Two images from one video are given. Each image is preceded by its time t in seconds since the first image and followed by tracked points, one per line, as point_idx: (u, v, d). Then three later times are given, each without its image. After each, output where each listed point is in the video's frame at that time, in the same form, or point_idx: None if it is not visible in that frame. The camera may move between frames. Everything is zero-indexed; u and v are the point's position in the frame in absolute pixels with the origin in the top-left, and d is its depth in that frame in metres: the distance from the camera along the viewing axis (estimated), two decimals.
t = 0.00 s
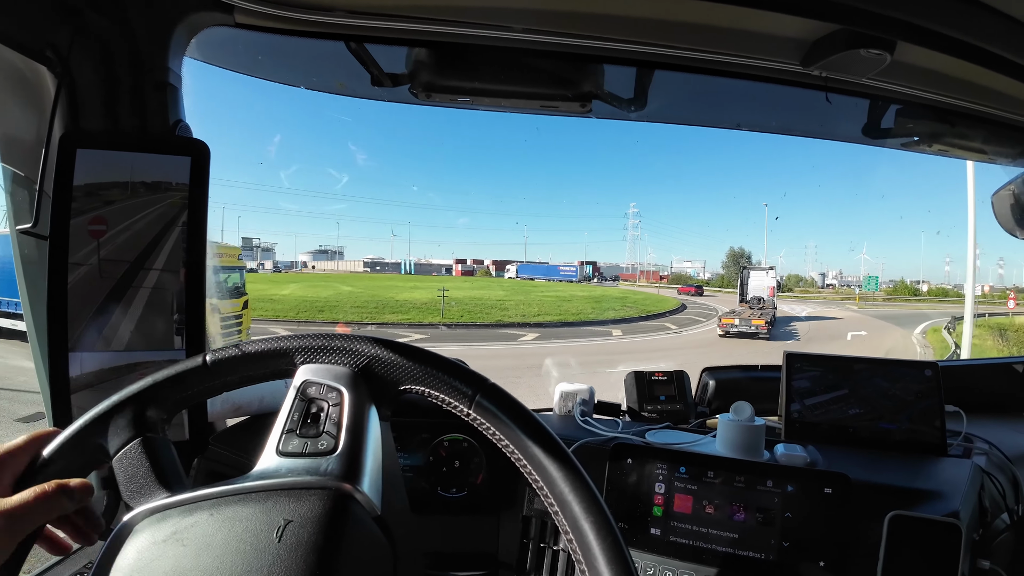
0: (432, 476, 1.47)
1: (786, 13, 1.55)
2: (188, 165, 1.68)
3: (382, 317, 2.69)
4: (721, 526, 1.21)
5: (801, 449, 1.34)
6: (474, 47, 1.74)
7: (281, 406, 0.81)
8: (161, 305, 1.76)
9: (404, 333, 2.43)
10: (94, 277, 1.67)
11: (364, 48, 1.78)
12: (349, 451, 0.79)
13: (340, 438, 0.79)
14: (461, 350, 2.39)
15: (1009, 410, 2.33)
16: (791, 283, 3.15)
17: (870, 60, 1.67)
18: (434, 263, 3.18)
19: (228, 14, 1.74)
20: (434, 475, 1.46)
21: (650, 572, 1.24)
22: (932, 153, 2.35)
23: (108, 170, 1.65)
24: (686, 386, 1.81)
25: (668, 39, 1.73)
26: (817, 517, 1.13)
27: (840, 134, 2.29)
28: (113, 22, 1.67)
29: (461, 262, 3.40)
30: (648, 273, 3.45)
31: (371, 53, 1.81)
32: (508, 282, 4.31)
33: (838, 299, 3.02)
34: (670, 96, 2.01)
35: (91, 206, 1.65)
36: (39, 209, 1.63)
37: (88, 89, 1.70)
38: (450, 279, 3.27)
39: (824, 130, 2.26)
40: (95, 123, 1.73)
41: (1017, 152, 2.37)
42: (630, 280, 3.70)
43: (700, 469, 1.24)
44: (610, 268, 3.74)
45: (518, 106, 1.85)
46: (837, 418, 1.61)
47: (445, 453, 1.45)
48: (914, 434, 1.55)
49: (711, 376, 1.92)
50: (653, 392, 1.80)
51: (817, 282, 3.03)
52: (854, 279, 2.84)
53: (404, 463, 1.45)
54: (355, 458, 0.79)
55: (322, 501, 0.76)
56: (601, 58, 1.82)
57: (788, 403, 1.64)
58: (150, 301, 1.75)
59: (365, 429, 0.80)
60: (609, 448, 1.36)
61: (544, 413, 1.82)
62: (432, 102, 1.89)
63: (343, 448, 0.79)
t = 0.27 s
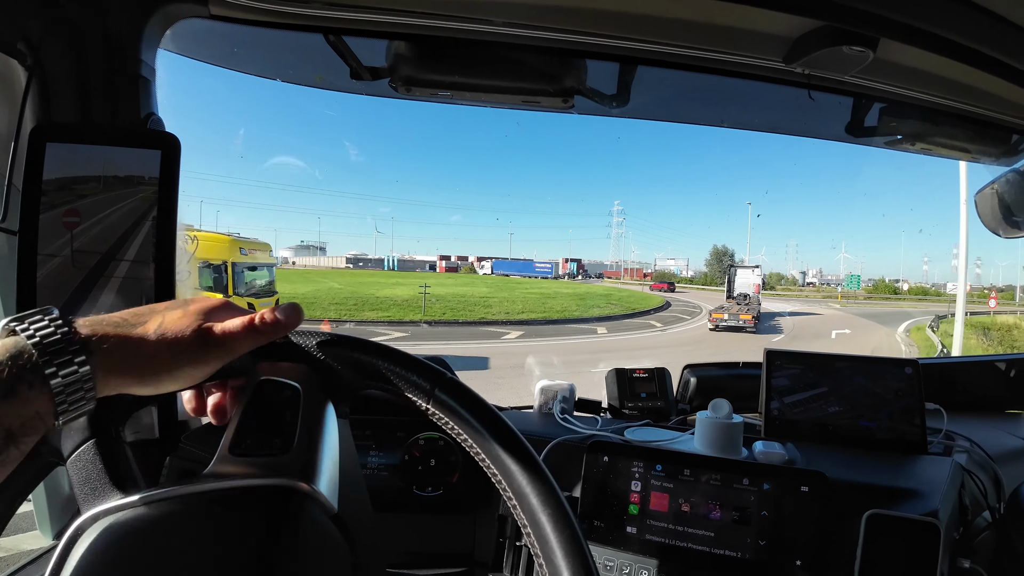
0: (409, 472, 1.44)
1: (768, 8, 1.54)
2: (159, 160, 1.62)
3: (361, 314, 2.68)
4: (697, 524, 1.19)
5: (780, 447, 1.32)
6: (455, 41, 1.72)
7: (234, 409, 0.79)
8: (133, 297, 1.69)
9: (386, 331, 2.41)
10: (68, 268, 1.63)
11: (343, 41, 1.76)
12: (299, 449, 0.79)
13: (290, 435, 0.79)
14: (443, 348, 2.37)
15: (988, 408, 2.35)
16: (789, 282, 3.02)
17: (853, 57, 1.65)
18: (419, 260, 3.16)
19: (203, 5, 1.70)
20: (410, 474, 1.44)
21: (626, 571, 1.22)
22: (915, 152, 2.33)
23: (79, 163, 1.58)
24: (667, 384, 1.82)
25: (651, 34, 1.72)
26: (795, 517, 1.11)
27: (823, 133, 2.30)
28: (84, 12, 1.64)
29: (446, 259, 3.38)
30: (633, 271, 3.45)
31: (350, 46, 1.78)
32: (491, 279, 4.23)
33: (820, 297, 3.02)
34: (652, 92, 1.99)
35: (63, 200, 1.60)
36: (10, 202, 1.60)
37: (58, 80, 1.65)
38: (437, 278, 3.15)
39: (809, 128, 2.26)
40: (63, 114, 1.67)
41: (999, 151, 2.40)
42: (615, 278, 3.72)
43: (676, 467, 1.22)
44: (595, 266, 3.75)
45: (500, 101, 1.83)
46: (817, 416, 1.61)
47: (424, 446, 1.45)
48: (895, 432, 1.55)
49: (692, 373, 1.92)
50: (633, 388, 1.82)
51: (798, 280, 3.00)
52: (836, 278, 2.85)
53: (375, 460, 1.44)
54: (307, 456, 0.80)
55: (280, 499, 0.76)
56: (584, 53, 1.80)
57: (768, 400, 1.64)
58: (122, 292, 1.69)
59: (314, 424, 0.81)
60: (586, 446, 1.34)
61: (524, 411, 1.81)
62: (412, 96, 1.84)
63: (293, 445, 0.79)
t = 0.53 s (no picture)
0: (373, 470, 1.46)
1: None
2: (109, 145, 1.53)
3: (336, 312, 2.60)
4: (672, 523, 1.13)
5: (758, 442, 1.28)
6: (424, 23, 1.65)
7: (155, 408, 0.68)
8: (83, 284, 1.57)
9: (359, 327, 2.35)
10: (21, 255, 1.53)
11: (307, 24, 1.66)
12: (229, 455, 1.02)
13: (220, 441, 1.03)
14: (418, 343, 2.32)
15: (969, 401, 2.34)
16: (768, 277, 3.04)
17: (834, 42, 1.60)
18: (398, 255, 3.09)
19: None
20: (375, 474, 1.45)
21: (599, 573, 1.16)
22: (897, 142, 2.32)
23: (29, 150, 1.50)
24: (646, 376, 1.80)
25: (628, 17, 1.67)
26: (772, 515, 1.05)
27: (806, 123, 2.26)
28: None
29: (425, 254, 3.30)
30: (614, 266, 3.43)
31: (315, 29, 1.69)
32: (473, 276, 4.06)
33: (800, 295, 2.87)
34: (630, 80, 1.94)
35: (13, 185, 1.51)
36: None
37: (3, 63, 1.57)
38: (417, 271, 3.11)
39: (790, 118, 2.22)
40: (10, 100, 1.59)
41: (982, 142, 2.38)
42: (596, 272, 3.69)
43: (650, 464, 1.16)
44: (577, 261, 3.71)
45: (471, 87, 1.77)
46: (797, 409, 1.57)
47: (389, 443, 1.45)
48: (877, 425, 1.50)
49: (671, 366, 1.88)
50: (610, 382, 1.81)
51: (777, 277, 2.96)
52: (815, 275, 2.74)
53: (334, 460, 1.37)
54: (236, 462, 1.02)
55: (213, 494, 0.95)
56: (559, 37, 1.74)
57: (746, 394, 1.60)
58: (67, 280, 1.56)
59: (242, 434, 1.07)
60: (557, 442, 1.28)
61: (498, 407, 1.75)
62: (381, 81, 1.79)
63: (220, 451, 1.02)
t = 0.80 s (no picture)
0: (361, 465, 1.44)
1: None
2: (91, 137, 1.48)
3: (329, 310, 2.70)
4: (661, 519, 1.13)
5: (745, 438, 1.29)
6: (414, 15, 1.62)
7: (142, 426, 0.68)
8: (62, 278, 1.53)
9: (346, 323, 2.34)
10: None
11: (294, 13, 1.61)
12: (208, 453, 1.00)
13: (200, 438, 1.02)
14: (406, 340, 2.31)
15: (949, 397, 2.38)
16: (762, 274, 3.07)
17: (824, 40, 1.61)
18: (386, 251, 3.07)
19: None
20: (363, 471, 1.43)
21: (588, 569, 1.15)
22: (884, 142, 2.35)
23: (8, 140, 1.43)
24: (634, 373, 1.80)
25: (619, 12, 1.66)
26: (760, 510, 1.06)
27: (793, 121, 2.28)
28: None
29: (411, 250, 3.28)
30: (598, 262, 3.50)
31: (302, 19, 1.65)
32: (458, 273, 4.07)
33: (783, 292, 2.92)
34: (622, 76, 1.94)
35: None
36: None
37: None
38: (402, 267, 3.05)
39: (778, 117, 2.24)
40: None
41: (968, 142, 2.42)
42: (581, 269, 3.73)
43: (639, 460, 1.16)
44: (562, 258, 3.73)
45: (460, 80, 1.76)
46: (784, 406, 1.58)
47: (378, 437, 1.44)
48: (862, 422, 1.52)
49: (659, 363, 1.89)
50: (599, 378, 1.81)
51: (759, 273, 3.05)
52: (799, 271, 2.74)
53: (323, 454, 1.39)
54: (216, 460, 1.00)
55: (195, 492, 0.92)
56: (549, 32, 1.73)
57: (733, 391, 1.62)
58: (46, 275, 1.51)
59: (222, 431, 1.06)
60: (547, 438, 1.28)
61: (487, 404, 1.75)
62: (369, 73, 1.77)
63: (201, 449, 1.00)
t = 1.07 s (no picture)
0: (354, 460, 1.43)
1: None
2: (85, 126, 1.46)
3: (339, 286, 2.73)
4: (655, 514, 1.14)
5: (738, 434, 1.30)
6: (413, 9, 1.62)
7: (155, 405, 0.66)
8: (51, 268, 1.50)
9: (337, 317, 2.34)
10: None
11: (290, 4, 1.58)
12: (206, 445, 0.98)
13: (198, 431, 1.00)
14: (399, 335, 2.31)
15: (935, 395, 2.42)
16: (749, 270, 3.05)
17: (820, 41, 1.62)
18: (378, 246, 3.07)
19: None
20: (357, 466, 1.42)
21: (582, 563, 1.16)
22: (876, 143, 2.38)
23: (5, 128, 1.41)
24: (627, 369, 1.82)
25: (617, 10, 1.66)
26: (753, 505, 1.07)
27: (787, 122, 2.30)
28: None
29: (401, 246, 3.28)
30: (588, 259, 3.52)
31: (298, 10, 1.62)
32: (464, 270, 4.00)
33: (769, 289, 2.96)
34: (618, 74, 1.95)
35: None
36: None
37: None
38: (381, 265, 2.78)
39: (773, 117, 2.26)
40: None
41: (958, 144, 2.46)
42: (570, 266, 3.74)
43: (633, 455, 1.17)
44: (552, 255, 3.75)
45: (456, 74, 1.75)
46: (775, 403, 1.60)
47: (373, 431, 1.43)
48: (852, 419, 1.54)
49: (652, 360, 1.90)
50: (592, 375, 1.82)
51: (746, 271, 3.08)
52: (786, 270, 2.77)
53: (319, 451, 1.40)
54: (215, 453, 0.98)
55: (192, 485, 0.91)
56: (547, 28, 1.73)
57: (725, 387, 1.63)
58: (37, 264, 1.48)
59: (220, 424, 1.04)
60: (541, 433, 1.29)
61: (480, 399, 1.75)
62: (365, 66, 1.76)
63: (198, 441, 0.99)
